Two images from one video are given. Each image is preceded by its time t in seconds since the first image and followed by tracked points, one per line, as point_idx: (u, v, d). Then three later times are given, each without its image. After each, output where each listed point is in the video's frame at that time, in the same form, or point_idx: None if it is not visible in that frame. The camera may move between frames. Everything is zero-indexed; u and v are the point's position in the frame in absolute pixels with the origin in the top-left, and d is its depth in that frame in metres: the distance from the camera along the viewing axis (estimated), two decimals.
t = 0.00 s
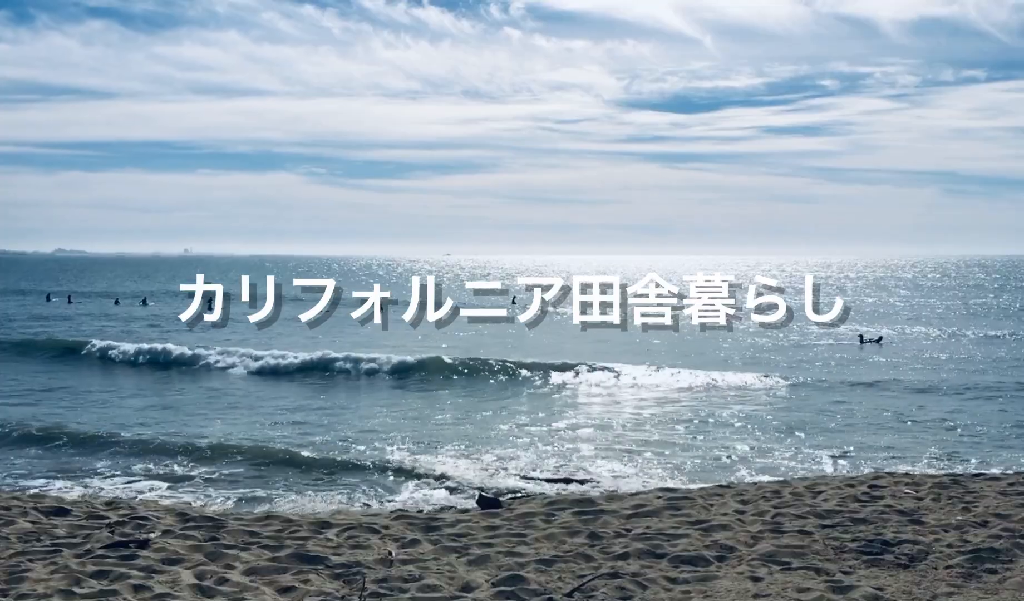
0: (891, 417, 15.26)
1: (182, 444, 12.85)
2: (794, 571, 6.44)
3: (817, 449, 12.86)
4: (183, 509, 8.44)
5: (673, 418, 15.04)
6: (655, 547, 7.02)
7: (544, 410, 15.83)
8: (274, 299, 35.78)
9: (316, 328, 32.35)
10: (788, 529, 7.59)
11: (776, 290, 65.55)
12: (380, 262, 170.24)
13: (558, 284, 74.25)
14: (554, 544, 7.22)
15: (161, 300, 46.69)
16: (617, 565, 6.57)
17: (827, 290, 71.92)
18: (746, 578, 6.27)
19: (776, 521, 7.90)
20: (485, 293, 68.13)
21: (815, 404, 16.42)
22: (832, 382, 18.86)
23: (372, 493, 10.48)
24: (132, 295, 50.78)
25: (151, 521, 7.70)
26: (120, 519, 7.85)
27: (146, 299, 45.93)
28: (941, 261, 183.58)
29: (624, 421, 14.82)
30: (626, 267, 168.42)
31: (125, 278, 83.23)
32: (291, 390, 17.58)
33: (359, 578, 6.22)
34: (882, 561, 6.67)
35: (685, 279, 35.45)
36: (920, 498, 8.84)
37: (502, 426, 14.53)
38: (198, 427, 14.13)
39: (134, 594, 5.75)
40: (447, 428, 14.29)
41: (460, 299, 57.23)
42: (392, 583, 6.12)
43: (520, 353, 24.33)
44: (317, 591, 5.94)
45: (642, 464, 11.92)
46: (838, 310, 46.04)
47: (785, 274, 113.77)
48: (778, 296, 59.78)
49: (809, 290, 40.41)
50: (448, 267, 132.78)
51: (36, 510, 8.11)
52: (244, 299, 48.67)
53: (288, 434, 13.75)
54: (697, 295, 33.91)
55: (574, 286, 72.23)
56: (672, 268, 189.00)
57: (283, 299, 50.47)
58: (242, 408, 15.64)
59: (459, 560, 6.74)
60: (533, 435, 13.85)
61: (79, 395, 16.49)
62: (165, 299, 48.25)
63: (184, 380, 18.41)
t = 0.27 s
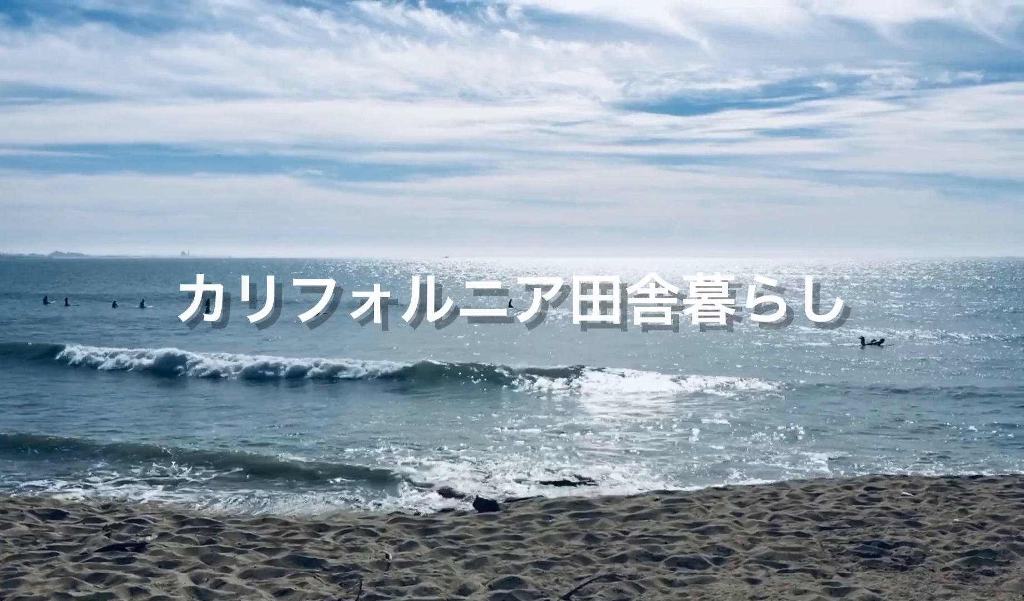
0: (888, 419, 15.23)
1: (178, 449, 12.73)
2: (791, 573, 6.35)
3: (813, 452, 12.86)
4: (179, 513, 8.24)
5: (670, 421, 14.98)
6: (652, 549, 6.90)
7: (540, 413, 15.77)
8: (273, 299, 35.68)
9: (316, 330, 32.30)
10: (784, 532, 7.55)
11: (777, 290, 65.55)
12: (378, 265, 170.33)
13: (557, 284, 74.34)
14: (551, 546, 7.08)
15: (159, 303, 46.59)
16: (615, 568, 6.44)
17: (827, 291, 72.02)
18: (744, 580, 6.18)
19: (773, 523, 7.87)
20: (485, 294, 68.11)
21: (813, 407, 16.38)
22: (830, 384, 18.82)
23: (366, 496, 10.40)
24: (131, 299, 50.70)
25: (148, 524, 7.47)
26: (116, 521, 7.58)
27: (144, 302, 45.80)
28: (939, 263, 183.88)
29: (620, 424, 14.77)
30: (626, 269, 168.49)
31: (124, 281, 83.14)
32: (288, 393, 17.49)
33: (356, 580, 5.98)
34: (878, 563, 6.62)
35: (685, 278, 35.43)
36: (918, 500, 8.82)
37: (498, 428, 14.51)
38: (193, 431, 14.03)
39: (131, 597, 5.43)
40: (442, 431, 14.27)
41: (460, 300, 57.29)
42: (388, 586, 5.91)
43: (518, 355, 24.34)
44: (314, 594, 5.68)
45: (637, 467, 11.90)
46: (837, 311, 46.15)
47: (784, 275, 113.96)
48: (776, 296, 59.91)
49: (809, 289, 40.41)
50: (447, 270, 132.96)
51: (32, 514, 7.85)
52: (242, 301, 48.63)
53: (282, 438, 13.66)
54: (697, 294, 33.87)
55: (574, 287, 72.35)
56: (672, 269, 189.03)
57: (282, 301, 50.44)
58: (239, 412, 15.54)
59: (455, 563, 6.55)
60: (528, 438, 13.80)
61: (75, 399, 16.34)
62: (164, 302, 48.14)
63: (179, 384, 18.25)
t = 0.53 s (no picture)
0: (886, 422, 15.22)
1: (178, 453, 12.73)
2: (789, 577, 6.33)
3: (812, 454, 12.86)
4: (178, 516, 8.24)
5: (666, 424, 14.97)
6: (651, 552, 6.88)
7: (536, 416, 15.76)
8: (274, 300, 35.68)
9: (316, 333, 32.32)
10: (783, 534, 7.53)
11: (778, 289, 65.58)
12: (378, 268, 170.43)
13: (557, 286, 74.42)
14: (549, 549, 7.06)
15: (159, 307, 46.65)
16: (613, 571, 6.41)
17: (828, 293, 72.07)
18: (743, 583, 6.14)
19: (772, 526, 7.85)
20: (487, 295, 68.13)
21: (811, 409, 16.38)
22: (828, 387, 18.82)
23: (364, 500, 10.38)
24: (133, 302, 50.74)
25: (147, 528, 7.46)
26: (115, 526, 7.55)
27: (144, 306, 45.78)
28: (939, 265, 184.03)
29: (618, 427, 14.76)
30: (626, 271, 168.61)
31: (125, 284, 83.16)
32: (289, 396, 17.49)
33: (354, 584, 5.94)
34: (877, 566, 6.60)
35: (685, 279, 35.43)
36: (916, 502, 8.82)
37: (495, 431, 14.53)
38: (192, 434, 14.03)
39: None
40: (439, 433, 14.29)
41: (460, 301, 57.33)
42: (387, 590, 5.87)
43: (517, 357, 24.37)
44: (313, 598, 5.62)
45: (635, 469, 11.92)
46: (836, 312, 46.17)
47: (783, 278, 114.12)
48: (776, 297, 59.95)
49: (809, 289, 40.42)
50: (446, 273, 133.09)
51: (31, 517, 7.84)
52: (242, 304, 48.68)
53: (279, 441, 13.65)
54: (698, 294, 33.89)
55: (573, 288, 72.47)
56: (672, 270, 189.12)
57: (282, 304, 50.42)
58: (239, 416, 15.54)
59: (454, 567, 6.53)
60: (525, 441, 13.79)
61: (75, 404, 16.34)
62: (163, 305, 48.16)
63: (178, 387, 18.24)
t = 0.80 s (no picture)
0: (887, 424, 15.21)
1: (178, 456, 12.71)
2: (789, 579, 6.31)
3: (810, 456, 12.86)
4: (177, 519, 8.22)
5: (666, 427, 14.95)
6: (651, 555, 6.87)
7: (536, 419, 15.73)
8: (274, 300, 35.68)
9: (317, 335, 32.33)
10: (783, 537, 7.51)
11: (778, 289, 65.61)
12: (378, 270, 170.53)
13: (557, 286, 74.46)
14: (549, 552, 7.04)
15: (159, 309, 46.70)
16: (612, 573, 6.40)
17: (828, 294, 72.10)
18: (743, 586, 6.12)
19: (772, 529, 7.83)
20: (487, 296, 68.18)
21: (811, 411, 16.37)
22: (829, 389, 18.81)
23: (364, 503, 10.35)
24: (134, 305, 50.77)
25: (147, 531, 7.45)
26: (115, 529, 7.54)
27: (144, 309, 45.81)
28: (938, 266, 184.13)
29: (617, 430, 14.73)
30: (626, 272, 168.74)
31: (126, 287, 83.20)
32: (288, 399, 17.49)
33: (354, 588, 5.92)
34: (877, 569, 6.59)
35: (685, 279, 35.47)
36: (916, 504, 8.81)
37: (493, 434, 14.53)
38: (191, 438, 14.02)
39: None
40: (436, 436, 14.30)
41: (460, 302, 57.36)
42: (387, 593, 5.85)
43: (516, 359, 24.39)
44: None
45: (631, 472, 11.93)
46: (836, 313, 46.19)
47: (783, 278, 114.15)
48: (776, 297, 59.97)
49: (809, 288, 40.42)
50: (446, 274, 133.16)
51: (31, 521, 7.83)
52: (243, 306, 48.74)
53: (279, 444, 13.63)
54: (698, 294, 33.89)
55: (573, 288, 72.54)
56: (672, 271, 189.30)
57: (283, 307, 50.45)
58: (239, 419, 15.53)
59: (454, 570, 6.51)
60: (525, 444, 13.77)
61: (75, 407, 16.33)
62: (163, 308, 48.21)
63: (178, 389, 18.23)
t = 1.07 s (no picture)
0: (886, 427, 15.20)
1: (178, 459, 12.72)
2: (788, 582, 6.31)
3: (809, 459, 12.84)
4: (176, 523, 8.21)
5: (666, 430, 14.92)
6: (649, 558, 6.86)
7: (536, 422, 15.70)
8: (274, 300, 35.65)
9: (316, 337, 32.33)
10: (782, 540, 7.51)
11: (778, 288, 65.86)
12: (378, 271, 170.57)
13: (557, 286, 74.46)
14: (548, 555, 7.04)
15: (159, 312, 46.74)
16: (611, 576, 6.39)
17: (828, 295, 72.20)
18: (741, 589, 6.11)
19: (771, 531, 7.83)
20: (487, 296, 68.21)
21: (811, 414, 16.37)
22: (828, 392, 18.81)
23: (362, 506, 10.33)
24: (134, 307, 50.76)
25: (145, 534, 7.43)
26: (113, 532, 7.53)
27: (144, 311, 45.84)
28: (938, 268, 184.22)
29: (617, 433, 14.71)
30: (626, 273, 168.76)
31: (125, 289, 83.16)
32: (288, 402, 17.49)
33: (352, 591, 5.91)
34: (876, 572, 6.58)
35: (685, 279, 35.48)
36: (915, 507, 8.81)
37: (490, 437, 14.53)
38: (189, 441, 14.01)
39: None
40: (433, 439, 14.30)
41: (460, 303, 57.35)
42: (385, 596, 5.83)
43: (514, 362, 24.37)
44: None
45: (625, 474, 11.94)
46: (836, 314, 46.20)
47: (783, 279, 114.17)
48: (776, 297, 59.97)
49: (809, 288, 40.44)
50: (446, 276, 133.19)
51: (30, 524, 7.81)
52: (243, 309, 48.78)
53: (277, 447, 13.61)
54: (698, 294, 33.90)
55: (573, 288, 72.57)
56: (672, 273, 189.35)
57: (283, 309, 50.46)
58: (238, 422, 15.52)
59: (453, 573, 6.51)
60: (524, 447, 13.75)
61: (74, 409, 16.32)
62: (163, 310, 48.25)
63: (178, 391, 18.22)
